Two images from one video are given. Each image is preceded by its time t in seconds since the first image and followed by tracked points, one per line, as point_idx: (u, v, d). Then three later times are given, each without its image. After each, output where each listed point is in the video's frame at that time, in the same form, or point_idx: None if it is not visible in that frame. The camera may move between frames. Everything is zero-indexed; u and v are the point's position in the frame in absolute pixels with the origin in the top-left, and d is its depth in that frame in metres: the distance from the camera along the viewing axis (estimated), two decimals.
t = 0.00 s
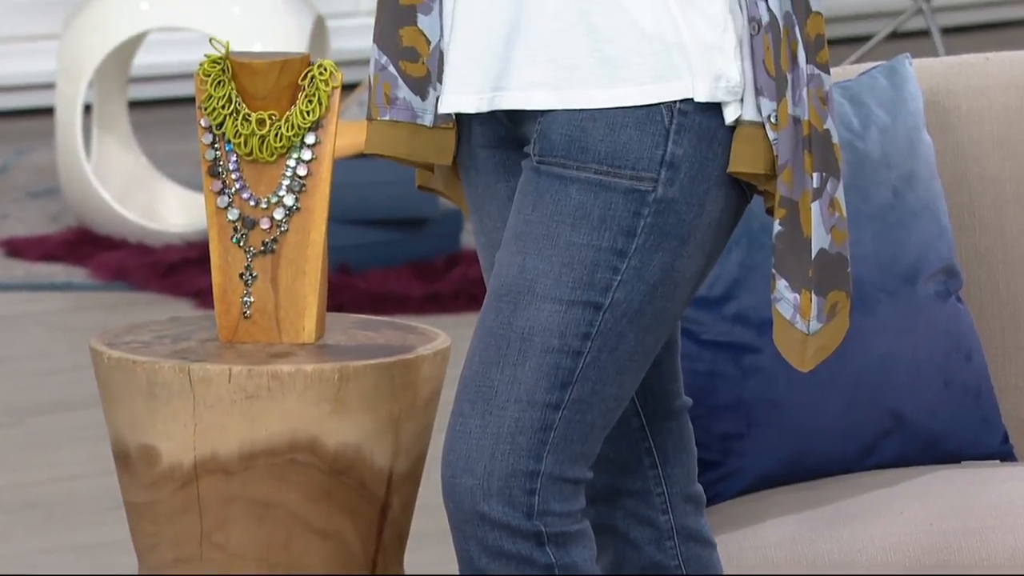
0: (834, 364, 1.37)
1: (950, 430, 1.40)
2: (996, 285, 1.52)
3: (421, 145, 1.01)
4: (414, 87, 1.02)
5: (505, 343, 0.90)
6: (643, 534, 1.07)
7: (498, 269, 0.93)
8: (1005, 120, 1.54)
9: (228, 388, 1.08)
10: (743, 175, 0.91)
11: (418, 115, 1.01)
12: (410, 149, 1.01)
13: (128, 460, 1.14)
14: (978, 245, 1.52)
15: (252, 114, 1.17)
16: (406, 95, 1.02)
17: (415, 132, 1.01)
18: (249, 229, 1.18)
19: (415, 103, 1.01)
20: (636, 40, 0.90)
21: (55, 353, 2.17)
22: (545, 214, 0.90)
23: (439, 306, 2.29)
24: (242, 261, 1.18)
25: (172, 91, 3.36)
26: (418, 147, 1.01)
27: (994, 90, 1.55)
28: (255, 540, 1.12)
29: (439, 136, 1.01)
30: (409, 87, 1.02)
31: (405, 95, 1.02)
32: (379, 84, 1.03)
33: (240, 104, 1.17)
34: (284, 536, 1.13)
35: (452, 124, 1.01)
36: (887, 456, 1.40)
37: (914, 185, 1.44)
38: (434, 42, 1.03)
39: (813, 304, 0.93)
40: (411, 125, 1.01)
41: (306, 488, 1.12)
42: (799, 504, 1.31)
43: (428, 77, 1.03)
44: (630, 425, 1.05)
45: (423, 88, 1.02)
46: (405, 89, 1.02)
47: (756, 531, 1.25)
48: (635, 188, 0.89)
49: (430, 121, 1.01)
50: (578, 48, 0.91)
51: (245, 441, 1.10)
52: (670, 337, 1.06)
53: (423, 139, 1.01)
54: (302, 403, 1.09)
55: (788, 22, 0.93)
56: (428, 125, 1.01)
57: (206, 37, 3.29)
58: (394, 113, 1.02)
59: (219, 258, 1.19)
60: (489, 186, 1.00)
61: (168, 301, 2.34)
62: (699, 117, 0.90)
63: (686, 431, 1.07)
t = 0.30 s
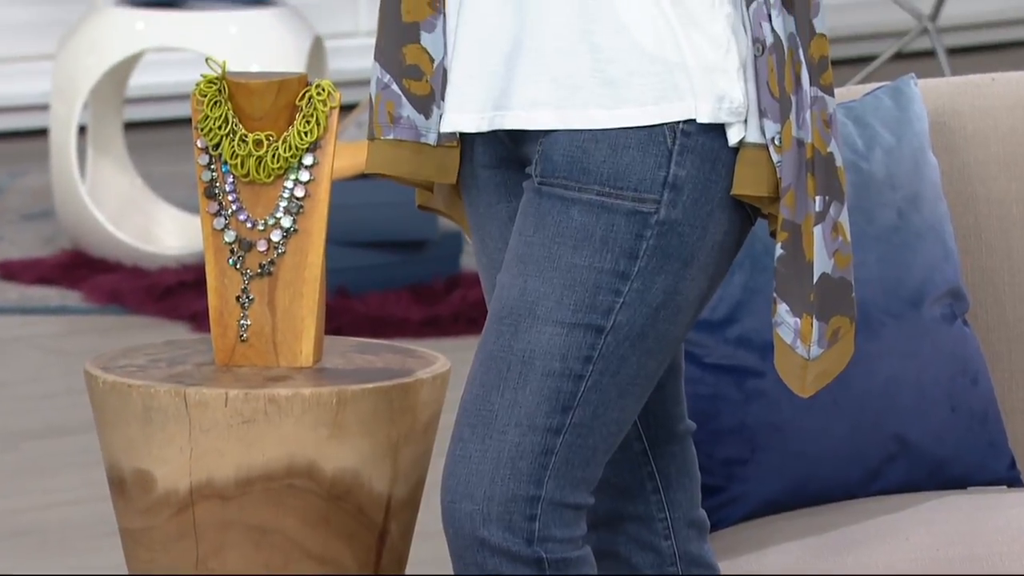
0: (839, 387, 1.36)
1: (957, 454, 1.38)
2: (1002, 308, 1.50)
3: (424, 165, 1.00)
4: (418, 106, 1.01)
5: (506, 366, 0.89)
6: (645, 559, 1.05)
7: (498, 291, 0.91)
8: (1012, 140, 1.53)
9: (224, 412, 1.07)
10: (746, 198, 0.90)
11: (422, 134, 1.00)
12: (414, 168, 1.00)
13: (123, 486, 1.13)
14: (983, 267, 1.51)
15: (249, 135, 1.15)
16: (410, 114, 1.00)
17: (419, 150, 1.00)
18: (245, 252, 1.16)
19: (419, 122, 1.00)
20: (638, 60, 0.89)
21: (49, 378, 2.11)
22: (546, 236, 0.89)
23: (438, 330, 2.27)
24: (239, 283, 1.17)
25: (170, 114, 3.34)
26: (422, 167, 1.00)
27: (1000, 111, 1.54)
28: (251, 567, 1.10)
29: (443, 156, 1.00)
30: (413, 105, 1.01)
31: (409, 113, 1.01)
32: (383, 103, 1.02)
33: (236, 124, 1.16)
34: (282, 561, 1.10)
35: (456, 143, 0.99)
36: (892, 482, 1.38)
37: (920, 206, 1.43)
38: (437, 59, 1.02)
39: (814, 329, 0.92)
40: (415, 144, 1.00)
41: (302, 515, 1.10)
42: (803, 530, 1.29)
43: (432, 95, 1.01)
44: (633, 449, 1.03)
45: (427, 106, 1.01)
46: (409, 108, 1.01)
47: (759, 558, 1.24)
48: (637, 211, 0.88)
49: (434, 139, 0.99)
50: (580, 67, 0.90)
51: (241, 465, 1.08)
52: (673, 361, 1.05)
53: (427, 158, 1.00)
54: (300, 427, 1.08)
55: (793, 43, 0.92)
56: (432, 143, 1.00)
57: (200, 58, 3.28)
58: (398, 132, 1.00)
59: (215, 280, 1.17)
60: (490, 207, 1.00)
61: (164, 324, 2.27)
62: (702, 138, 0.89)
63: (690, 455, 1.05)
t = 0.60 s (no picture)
0: (844, 411, 1.35)
1: (963, 479, 1.36)
2: (1009, 330, 1.49)
3: (426, 186, 0.99)
4: (418, 127, 1.00)
5: (507, 389, 0.88)
6: None
7: (500, 313, 0.90)
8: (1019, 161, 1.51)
9: (221, 436, 1.05)
10: (751, 220, 0.89)
11: (423, 155, 0.99)
12: (415, 189, 0.99)
13: (118, 511, 1.11)
14: (991, 289, 1.49)
15: (245, 156, 1.14)
16: (410, 135, 0.99)
17: (420, 171, 0.99)
18: (242, 273, 1.15)
19: (419, 142, 0.99)
20: (642, 79, 0.88)
21: (42, 402, 2.07)
22: (548, 257, 0.88)
23: (438, 352, 2.23)
24: (235, 305, 1.15)
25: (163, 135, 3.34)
26: (424, 188, 0.99)
27: (1006, 131, 1.53)
28: None
29: (445, 176, 0.99)
30: (414, 126, 1.00)
31: (410, 134, 0.99)
32: (384, 123, 1.01)
33: (233, 145, 1.14)
34: None
35: (457, 164, 0.98)
36: (899, 506, 1.36)
37: (925, 227, 1.41)
38: (438, 79, 1.01)
39: (820, 353, 0.91)
40: (416, 164, 0.99)
41: (300, 541, 1.08)
42: (807, 557, 1.28)
43: (433, 116, 1.00)
44: (637, 473, 1.02)
45: (429, 127, 1.00)
46: (410, 128, 0.99)
47: None
48: (641, 232, 0.86)
49: (435, 160, 0.98)
50: (584, 87, 0.89)
51: (237, 490, 1.07)
52: (677, 384, 1.04)
53: (429, 178, 0.99)
54: (297, 451, 1.06)
55: (798, 64, 0.91)
56: (433, 164, 0.98)
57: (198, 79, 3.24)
58: (398, 153, 0.99)
59: (211, 302, 1.15)
60: (492, 228, 0.99)
61: (158, 347, 2.24)
62: (707, 160, 0.88)
63: (694, 480, 1.04)
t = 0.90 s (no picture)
0: (850, 434, 1.34)
1: (969, 506, 1.35)
2: (1015, 354, 1.47)
3: (427, 207, 0.98)
4: (420, 146, 0.99)
5: (510, 414, 0.87)
6: None
7: (503, 335, 0.89)
8: None
9: (218, 462, 1.04)
10: (757, 243, 0.88)
11: (424, 175, 0.98)
12: (416, 210, 0.98)
13: (112, 537, 1.09)
14: (997, 312, 1.48)
15: (243, 177, 1.13)
16: (411, 154, 0.98)
17: (421, 192, 0.98)
18: (239, 296, 1.13)
19: (421, 162, 0.98)
20: (646, 99, 0.87)
21: (35, 429, 1.99)
22: (552, 279, 0.87)
23: (437, 377, 2.20)
24: (232, 328, 1.13)
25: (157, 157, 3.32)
26: (425, 209, 0.98)
27: (1014, 152, 1.51)
28: None
29: (446, 198, 0.98)
30: (415, 145, 0.99)
31: (411, 154, 0.98)
32: (384, 143, 0.99)
33: (230, 167, 1.13)
34: None
35: (458, 184, 0.98)
36: (904, 533, 1.35)
37: (931, 250, 1.40)
38: (439, 98, 1.00)
39: (828, 377, 0.90)
40: (416, 184, 0.98)
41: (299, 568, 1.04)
42: None
43: (434, 135, 0.99)
44: (639, 499, 1.00)
45: (431, 147, 0.99)
46: (411, 148, 0.98)
47: None
48: (646, 254, 0.85)
49: (437, 180, 0.98)
50: (587, 107, 0.88)
51: (234, 515, 1.04)
52: (681, 407, 1.02)
53: (430, 200, 0.98)
54: (295, 476, 1.05)
55: (804, 84, 0.92)
56: (433, 184, 0.98)
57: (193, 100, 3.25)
58: (399, 173, 0.98)
59: (208, 326, 1.14)
60: (492, 250, 0.99)
61: (155, 372, 2.18)
62: (712, 180, 0.87)
63: (697, 505, 1.03)
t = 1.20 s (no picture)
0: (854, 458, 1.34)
1: (976, 531, 1.34)
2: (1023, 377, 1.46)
3: (426, 227, 0.97)
4: (417, 165, 0.98)
5: (510, 435, 0.86)
6: None
7: (502, 356, 0.89)
8: None
9: (214, 485, 1.02)
10: (760, 263, 0.87)
11: (422, 195, 0.97)
12: (414, 230, 0.97)
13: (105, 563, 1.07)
14: (1006, 334, 1.47)
15: (239, 198, 1.11)
16: (409, 173, 0.97)
17: (420, 212, 0.97)
18: (236, 318, 1.11)
19: (418, 182, 0.97)
20: (646, 117, 0.86)
21: (30, 452, 1.94)
22: (552, 299, 0.86)
23: (435, 400, 2.18)
24: (228, 350, 1.11)
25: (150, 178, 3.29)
26: (424, 230, 0.97)
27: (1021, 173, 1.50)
28: None
29: (444, 219, 0.97)
30: (413, 165, 0.98)
31: (408, 173, 0.97)
32: (381, 163, 0.99)
33: (226, 187, 1.11)
34: None
35: (457, 205, 0.97)
36: (910, 559, 1.35)
37: (937, 271, 1.39)
38: (438, 118, 0.99)
39: (831, 399, 0.90)
40: (415, 205, 0.97)
41: None
42: None
43: (432, 154, 0.98)
44: (638, 523, 0.99)
45: (429, 166, 0.98)
46: (408, 167, 0.98)
47: None
48: (647, 274, 0.85)
49: (435, 200, 0.97)
50: (585, 125, 0.87)
51: (229, 540, 1.01)
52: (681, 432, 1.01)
53: (429, 220, 0.97)
54: (291, 500, 1.03)
55: (806, 101, 0.91)
56: (432, 206, 0.97)
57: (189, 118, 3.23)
58: (396, 193, 0.97)
59: (204, 348, 1.12)
60: (490, 271, 0.98)
61: (150, 396, 2.12)
62: (713, 201, 0.86)
63: (696, 529, 1.02)
